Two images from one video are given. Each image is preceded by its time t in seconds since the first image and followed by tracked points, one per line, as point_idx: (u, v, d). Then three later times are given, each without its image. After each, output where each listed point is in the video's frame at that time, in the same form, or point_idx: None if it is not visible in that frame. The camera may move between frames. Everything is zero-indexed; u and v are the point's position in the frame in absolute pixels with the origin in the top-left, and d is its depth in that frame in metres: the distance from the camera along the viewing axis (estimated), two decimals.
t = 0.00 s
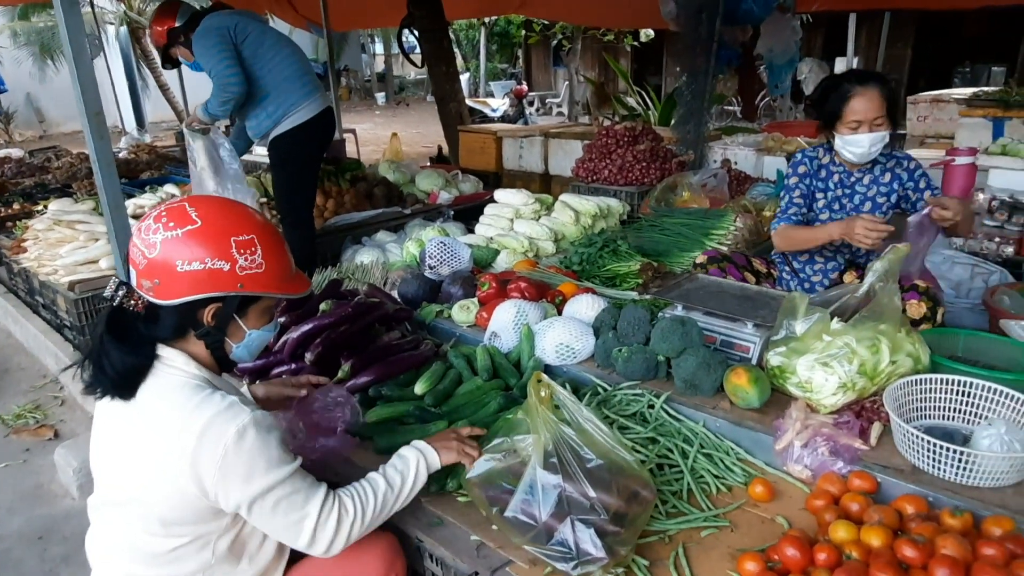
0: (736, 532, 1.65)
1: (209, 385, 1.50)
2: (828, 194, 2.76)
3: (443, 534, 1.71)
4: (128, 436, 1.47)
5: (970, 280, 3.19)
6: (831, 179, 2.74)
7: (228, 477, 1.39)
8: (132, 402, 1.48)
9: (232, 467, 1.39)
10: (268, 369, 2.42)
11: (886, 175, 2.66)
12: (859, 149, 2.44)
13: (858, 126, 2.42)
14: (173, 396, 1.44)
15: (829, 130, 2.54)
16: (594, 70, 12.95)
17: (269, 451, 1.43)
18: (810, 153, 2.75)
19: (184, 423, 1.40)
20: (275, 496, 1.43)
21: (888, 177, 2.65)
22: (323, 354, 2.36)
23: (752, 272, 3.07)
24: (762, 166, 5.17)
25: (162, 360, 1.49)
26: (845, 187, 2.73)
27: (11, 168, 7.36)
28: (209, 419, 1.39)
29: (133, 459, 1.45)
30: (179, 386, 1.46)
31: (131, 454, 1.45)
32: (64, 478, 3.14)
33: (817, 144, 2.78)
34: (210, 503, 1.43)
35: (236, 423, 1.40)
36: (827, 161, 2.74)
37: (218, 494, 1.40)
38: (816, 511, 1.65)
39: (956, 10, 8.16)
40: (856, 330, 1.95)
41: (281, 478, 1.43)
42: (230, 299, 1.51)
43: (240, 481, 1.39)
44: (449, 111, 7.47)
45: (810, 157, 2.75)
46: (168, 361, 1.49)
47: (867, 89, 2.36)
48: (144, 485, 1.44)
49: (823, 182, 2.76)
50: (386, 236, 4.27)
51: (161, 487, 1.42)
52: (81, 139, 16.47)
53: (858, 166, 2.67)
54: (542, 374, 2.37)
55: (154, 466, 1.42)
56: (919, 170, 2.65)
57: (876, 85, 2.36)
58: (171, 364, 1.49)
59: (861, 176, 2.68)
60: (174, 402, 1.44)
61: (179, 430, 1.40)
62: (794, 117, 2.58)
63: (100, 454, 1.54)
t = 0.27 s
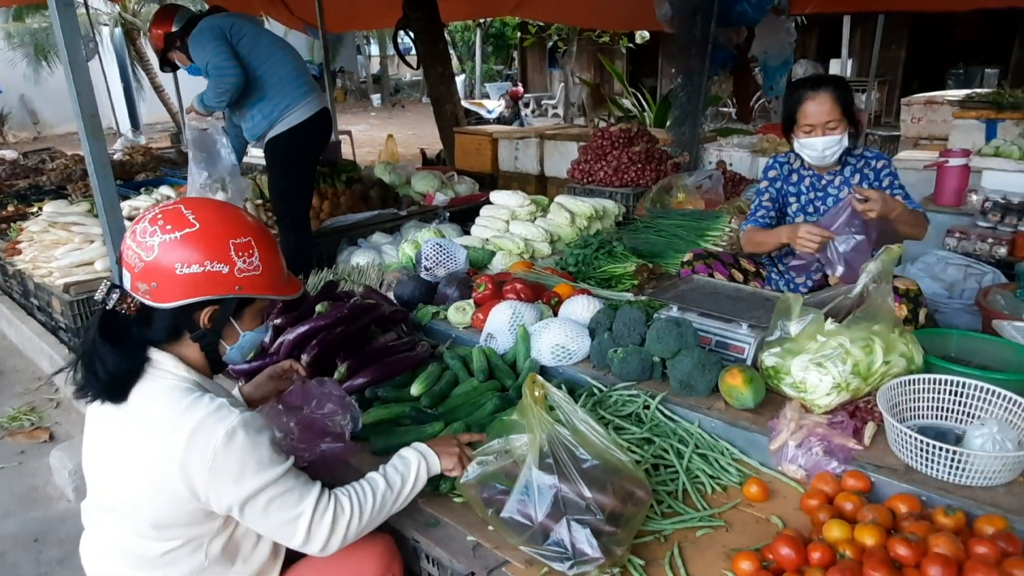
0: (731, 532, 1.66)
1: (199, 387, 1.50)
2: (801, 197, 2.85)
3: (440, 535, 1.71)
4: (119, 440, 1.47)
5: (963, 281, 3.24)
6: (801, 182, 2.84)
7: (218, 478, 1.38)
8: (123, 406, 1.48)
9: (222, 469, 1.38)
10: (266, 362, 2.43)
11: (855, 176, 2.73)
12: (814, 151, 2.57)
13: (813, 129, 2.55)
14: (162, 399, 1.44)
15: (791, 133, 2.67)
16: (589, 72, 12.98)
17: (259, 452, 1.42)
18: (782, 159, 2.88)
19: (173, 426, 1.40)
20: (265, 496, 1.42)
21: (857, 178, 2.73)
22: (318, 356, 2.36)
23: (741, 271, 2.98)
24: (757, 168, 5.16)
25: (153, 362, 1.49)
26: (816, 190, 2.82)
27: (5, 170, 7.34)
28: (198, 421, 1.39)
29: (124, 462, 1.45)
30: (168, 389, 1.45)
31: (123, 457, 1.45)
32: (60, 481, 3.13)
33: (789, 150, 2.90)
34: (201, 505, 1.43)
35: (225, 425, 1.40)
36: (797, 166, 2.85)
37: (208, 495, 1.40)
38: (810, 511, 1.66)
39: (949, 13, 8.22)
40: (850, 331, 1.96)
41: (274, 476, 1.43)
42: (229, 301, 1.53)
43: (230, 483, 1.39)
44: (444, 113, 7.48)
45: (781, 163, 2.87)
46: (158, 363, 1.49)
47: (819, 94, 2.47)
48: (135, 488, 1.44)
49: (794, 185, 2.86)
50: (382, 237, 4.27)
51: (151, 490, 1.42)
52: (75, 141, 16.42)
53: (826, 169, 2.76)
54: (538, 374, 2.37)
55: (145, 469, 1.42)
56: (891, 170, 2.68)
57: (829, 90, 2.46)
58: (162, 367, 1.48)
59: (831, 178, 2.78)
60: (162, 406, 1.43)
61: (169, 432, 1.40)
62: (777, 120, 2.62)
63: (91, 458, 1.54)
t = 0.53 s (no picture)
0: (728, 531, 1.67)
1: (201, 390, 1.51)
2: (776, 199, 2.97)
3: (439, 535, 1.72)
4: (120, 441, 1.47)
5: (959, 282, 3.26)
6: (775, 185, 2.95)
7: (212, 487, 1.39)
8: (124, 408, 1.48)
9: (219, 475, 1.39)
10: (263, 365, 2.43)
11: (826, 177, 2.79)
12: (776, 152, 2.66)
13: (773, 131, 2.65)
14: (164, 401, 1.45)
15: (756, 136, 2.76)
16: (587, 73, 13.00)
17: (254, 463, 1.43)
18: (756, 164, 3.02)
19: (173, 429, 1.41)
20: (249, 515, 1.43)
21: (829, 179, 2.78)
22: (316, 357, 2.36)
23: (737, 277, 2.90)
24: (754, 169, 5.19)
25: (158, 365, 1.49)
26: (790, 191, 2.91)
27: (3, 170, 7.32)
28: (198, 426, 1.40)
29: (123, 463, 1.46)
30: (171, 391, 1.46)
31: (123, 459, 1.46)
32: (57, 482, 3.13)
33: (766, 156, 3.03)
34: (196, 509, 1.44)
35: (225, 432, 1.41)
36: (770, 169, 2.97)
37: (203, 502, 1.40)
38: (807, 510, 1.67)
39: (946, 14, 8.24)
40: (847, 332, 1.97)
41: (259, 497, 1.44)
42: (236, 300, 1.55)
43: (225, 490, 1.40)
44: (442, 114, 7.49)
45: (755, 167, 3.02)
46: (162, 365, 1.49)
47: (775, 97, 2.57)
48: (135, 490, 1.45)
49: (768, 188, 2.98)
50: (380, 239, 4.27)
51: (149, 493, 1.43)
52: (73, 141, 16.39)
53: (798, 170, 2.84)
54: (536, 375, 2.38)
55: (142, 471, 1.43)
56: (859, 171, 2.73)
57: (783, 92, 2.55)
58: (165, 369, 1.49)
59: (803, 179, 2.85)
60: (165, 407, 1.44)
61: (169, 435, 1.40)
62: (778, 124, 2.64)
63: (91, 459, 1.54)
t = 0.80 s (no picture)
0: (722, 530, 1.68)
1: (198, 394, 1.52)
2: (758, 200, 2.98)
3: (433, 535, 1.72)
4: (116, 446, 1.47)
5: (953, 282, 3.27)
6: (756, 187, 2.96)
7: (211, 490, 1.40)
8: (120, 414, 1.47)
9: (218, 479, 1.40)
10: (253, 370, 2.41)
11: (803, 176, 2.81)
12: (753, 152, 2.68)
13: (748, 133, 2.66)
14: (161, 406, 1.45)
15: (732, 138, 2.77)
16: (584, 74, 13.01)
17: (253, 466, 1.45)
18: (737, 166, 3.02)
19: (171, 434, 1.41)
20: (250, 517, 1.44)
21: (806, 178, 2.80)
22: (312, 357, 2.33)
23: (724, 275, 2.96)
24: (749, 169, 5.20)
25: (155, 369, 1.49)
26: (771, 192, 2.92)
27: None
28: (197, 431, 1.41)
29: (119, 468, 1.46)
30: (168, 396, 1.46)
31: (119, 464, 1.45)
32: (52, 483, 3.13)
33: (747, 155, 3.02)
34: (193, 514, 1.44)
35: (224, 437, 1.42)
36: (749, 170, 2.98)
37: (202, 506, 1.41)
38: (801, 510, 1.67)
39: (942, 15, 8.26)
40: (841, 331, 1.98)
41: (260, 498, 1.46)
42: (231, 297, 1.56)
43: (224, 494, 1.41)
44: (439, 114, 7.49)
45: (736, 169, 3.02)
46: (159, 369, 1.49)
47: (748, 100, 2.58)
48: (132, 494, 1.44)
49: (749, 189, 2.99)
50: (376, 239, 4.27)
51: (146, 497, 1.43)
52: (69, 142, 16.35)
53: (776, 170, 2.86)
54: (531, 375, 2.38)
55: (139, 476, 1.43)
56: (833, 168, 2.74)
57: (756, 95, 2.56)
58: (162, 373, 1.49)
59: (782, 178, 2.86)
60: (162, 412, 1.44)
61: (167, 440, 1.40)
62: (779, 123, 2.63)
63: (86, 464, 1.53)
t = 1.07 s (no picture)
0: (715, 530, 1.69)
1: (189, 386, 1.52)
2: (750, 200, 2.99)
3: (427, 535, 1.73)
4: (110, 446, 1.48)
5: (948, 283, 3.29)
6: (749, 187, 2.97)
7: (213, 472, 1.40)
8: (112, 416, 1.49)
9: (215, 461, 1.40)
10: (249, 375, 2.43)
11: (794, 178, 2.82)
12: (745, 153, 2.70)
13: (741, 134, 2.68)
14: (156, 398, 1.46)
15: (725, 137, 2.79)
16: (584, 75, 13.03)
17: (251, 442, 1.44)
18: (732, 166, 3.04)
19: (166, 423, 1.42)
20: (262, 484, 1.43)
21: (796, 180, 2.82)
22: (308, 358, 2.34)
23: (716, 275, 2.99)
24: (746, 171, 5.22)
25: (147, 365, 1.50)
26: (763, 193, 2.94)
27: None
28: (191, 418, 1.41)
29: (117, 462, 1.46)
30: (162, 388, 1.47)
31: (116, 463, 1.47)
32: (48, 484, 3.14)
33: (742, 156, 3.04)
34: (194, 500, 1.44)
35: (217, 419, 1.42)
36: (743, 171, 2.99)
37: (203, 489, 1.41)
38: (793, 509, 1.68)
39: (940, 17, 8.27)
40: (833, 332, 1.99)
41: (271, 463, 1.44)
42: (216, 289, 1.58)
43: (223, 474, 1.40)
44: (438, 115, 7.50)
45: (730, 169, 3.04)
46: (152, 365, 1.50)
47: (741, 101, 2.60)
48: (130, 491, 1.46)
49: (742, 189, 3.00)
50: (374, 240, 4.29)
51: (145, 491, 1.44)
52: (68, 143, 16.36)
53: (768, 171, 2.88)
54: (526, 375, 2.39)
55: (138, 466, 1.43)
56: (822, 171, 2.75)
57: (749, 96, 2.59)
58: (154, 367, 1.50)
59: (774, 180, 2.88)
60: (154, 407, 1.45)
61: (163, 429, 1.41)
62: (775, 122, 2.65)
63: (83, 465, 1.55)
